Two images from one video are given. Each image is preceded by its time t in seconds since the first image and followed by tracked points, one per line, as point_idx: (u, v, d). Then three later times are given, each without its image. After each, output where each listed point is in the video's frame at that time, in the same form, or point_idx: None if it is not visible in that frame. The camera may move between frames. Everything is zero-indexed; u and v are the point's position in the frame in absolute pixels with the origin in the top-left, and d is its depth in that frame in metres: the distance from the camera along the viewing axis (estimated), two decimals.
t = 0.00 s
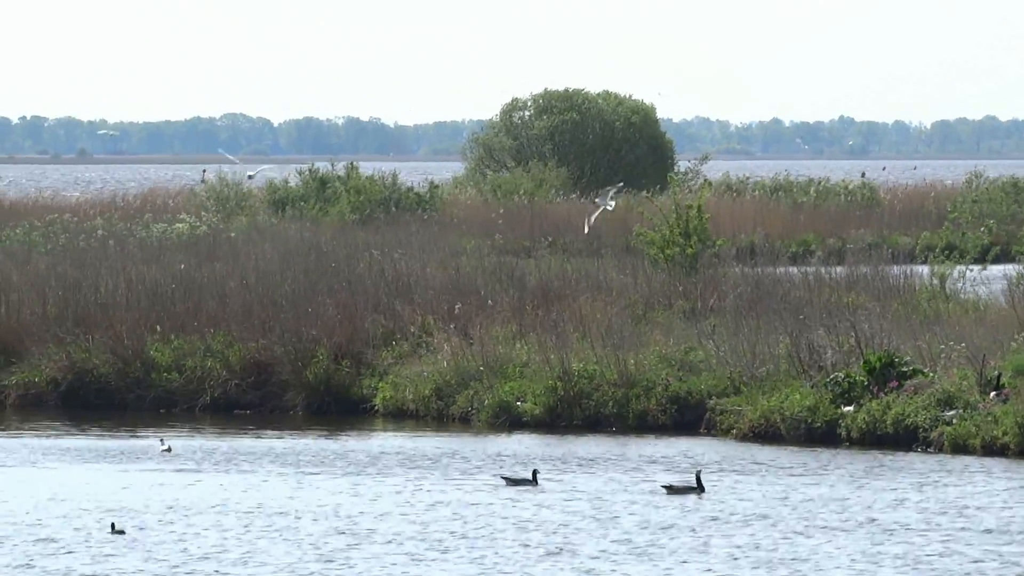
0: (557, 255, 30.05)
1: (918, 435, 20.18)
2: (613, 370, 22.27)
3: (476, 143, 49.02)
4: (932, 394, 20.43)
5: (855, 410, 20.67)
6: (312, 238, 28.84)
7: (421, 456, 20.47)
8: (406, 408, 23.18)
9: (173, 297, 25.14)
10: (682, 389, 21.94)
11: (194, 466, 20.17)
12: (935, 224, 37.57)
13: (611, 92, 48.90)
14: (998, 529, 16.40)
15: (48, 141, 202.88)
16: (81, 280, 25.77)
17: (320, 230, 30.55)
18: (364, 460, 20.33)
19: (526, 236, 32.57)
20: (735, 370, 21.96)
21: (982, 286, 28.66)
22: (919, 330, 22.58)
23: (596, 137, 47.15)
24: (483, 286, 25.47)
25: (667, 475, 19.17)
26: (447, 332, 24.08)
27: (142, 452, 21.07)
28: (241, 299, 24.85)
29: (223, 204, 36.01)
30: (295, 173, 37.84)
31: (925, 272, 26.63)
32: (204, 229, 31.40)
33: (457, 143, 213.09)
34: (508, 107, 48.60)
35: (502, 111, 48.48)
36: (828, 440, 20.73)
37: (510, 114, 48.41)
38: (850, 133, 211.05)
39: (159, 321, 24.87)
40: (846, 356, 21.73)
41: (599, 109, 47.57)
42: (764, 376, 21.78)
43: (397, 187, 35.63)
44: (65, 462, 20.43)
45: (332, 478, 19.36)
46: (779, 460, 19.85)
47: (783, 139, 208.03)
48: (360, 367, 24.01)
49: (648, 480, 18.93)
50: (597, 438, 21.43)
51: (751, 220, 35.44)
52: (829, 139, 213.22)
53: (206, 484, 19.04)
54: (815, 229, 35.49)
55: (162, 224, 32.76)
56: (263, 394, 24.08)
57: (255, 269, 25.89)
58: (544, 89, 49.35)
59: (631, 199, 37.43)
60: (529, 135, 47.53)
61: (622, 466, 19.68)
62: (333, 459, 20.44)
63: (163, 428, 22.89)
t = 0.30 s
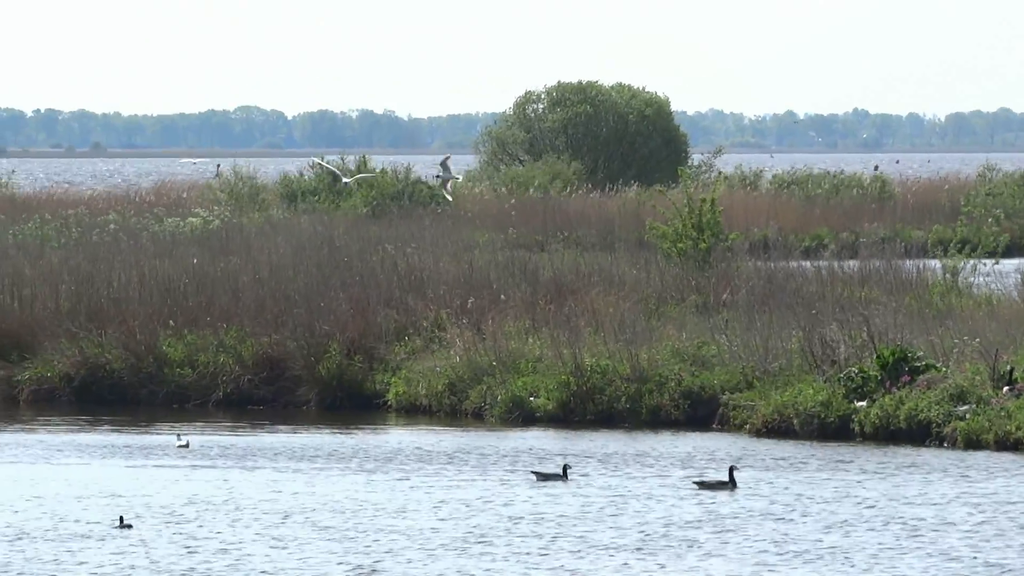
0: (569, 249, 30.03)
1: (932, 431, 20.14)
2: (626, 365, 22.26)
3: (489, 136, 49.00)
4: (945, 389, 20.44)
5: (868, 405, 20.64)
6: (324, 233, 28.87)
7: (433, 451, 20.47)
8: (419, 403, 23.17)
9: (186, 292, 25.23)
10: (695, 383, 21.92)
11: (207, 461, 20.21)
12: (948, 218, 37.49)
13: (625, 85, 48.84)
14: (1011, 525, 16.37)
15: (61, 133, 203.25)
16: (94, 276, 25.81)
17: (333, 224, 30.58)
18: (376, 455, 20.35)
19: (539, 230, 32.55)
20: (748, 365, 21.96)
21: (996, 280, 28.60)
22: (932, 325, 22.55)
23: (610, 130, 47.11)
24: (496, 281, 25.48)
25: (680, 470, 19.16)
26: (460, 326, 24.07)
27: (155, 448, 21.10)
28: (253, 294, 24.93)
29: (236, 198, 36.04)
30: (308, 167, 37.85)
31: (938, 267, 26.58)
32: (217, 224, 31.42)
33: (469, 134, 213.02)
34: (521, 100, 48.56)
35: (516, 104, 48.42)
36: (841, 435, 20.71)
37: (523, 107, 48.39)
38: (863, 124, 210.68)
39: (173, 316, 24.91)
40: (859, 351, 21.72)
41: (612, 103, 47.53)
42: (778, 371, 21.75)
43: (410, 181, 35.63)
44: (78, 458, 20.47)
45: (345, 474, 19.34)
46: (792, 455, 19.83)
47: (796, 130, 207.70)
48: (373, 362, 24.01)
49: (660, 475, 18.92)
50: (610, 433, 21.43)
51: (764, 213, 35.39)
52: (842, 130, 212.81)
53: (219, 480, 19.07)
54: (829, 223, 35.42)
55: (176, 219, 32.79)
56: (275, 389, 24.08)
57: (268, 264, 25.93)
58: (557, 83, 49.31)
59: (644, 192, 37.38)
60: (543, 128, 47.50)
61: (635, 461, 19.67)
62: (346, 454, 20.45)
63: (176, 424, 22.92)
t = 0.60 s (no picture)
0: (591, 244, 30.06)
1: (954, 426, 20.13)
2: (648, 360, 22.30)
3: (510, 131, 49.02)
4: (967, 384, 20.42)
5: (890, 400, 20.63)
6: (346, 229, 28.95)
7: (455, 448, 20.53)
8: (441, 399, 23.24)
9: (208, 289, 25.34)
10: (717, 379, 21.94)
11: (229, 458, 20.30)
12: (970, 212, 37.40)
13: (646, 79, 48.80)
14: None
15: (81, 128, 203.88)
16: (116, 272, 25.92)
17: (354, 220, 30.64)
18: (399, 452, 20.41)
19: (560, 225, 32.58)
20: (770, 361, 21.97)
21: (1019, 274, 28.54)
22: (954, 320, 22.52)
23: (631, 124, 47.09)
24: (518, 276, 25.53)
25: (701, 466, 19.19)
26: (482, 322, 24.12)
27: (178, 445, 21.20)
28: (275, 291, 25.02)
29: (258, 193, 36.15)
30: (329, 163, 37.95)
31: (960, 262, 26.53)
32: (238, 220, 31.51)
33: (488, 127, 213.05)
34: (542, 95, 48.57)
35: (537, 98, 48.43)
36: (863, 430, 20.70)
37: (545, 101, 48.40)
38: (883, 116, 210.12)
39: (195, 313, 25.03)
40: (881, 346, 21.73)
41: (633, 97, 47.50)
42: (800, 366, 21.77)
43: (431, 176, 35.69)
44: (101, 455, 20.58)
45: (368, 472, 19.38)
46: (813, 451, 19.85)
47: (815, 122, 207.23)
48: (395, 358, 24.07)
49: (682, 472, 18.95)
50: (632, 429, 21.47)
51: (785, 208, 35.36)
52: (861, 121, 212.28)
53: (242, 478, 19.16)
54: (850, 217, 35.37)
55: (197, 215, 32.90)
56: (298, 385, 24.15)
57: (290, 260, 26.04)
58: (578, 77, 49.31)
59: (666, 187, 37.39)
60: (564, 122, 47.51)
61: (656, 458, 19.70)
62: (368, 451, 20.52)
63: (198, 420, 23.03)
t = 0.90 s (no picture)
0: (611, 240, 30.09)
1: (973, 422, 20.12)
2: (667, 357, 22.32)
3: (530, 128, 49.06)
4: (986, 380, 20.41)
5: (909, 396, 20.64)
6: (366, 226, 29.02)
7: (474, 444, 20.57)
8: (460, 395, 23.30)
9: (227, 286, 25.41)
10: (736, 375, 21.95)
11: (248, 454, 20.37)
12: (990, 208, 37.33)
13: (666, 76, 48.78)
14: None
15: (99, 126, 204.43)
16: (135, 269, 26.02)
17: (374, 216, 30.72)
18: (417, 448, 20.46)
19: (580, 222, 32.61)
20: (789, 357, 21.99)
21: None
22: (973, 316, 22.50)
23: (651, 121, 47.07)
24: (537, 273, 25.56)
25: (719, 462, 19.21)
26: (501, 318, 24.16)
27: (196, 441, 21.28)
28: (294, 287, 25.08)
29: (278, 190, 36.25)
30: (349, 160, 38.03)
31: (981, 258, 26.49)
32: (257, 216, 31.60)
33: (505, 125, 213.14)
34: (563, 92, 48.61)
35: (557, 95, 48.44)
36: (882, 426, 20.72)
37: (565, 98, 48.41)
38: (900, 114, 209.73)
39: (214, 310, 25.11)
40: (900, 343, 21.74)
41: (653, 94, 47.49)
42: (819, 363, 21.78)
43: (451, 172, 35.74)
44: (121, 452, 20.67)
45: (388, 468, 19.43)
46: (832, 447, 19.86)
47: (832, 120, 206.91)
48: (414, 355, 24.15)
49: (700, 468, 18.98)
50: (651, 425, 21.50)
51: (805, 205, 35.35)
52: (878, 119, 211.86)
53: (261, 474, 19.22)
54: (870, 214, 35.34)
55: (216, 211, 33.00)
56: (317, 381, 24.20)
57: (310, 257, 26.12)
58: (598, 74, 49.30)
59: (685, 184, 37.39)
60: (584, 119, 47.52)
61: (674, 454, 19.73)
62: (387, 447, 20.57)
63: (217, 417, 23.10)
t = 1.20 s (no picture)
0: (633, 238, 30.10)
1: (994, 419, 20.09)
2: (688, 354, 22.34)
3: (552, 125, 49.08)
4: (1008, 376, 20.38)
5: (930, 393, 20.63)
6: (387, 223, 29.08)
7: (495, 442, 20.61)
8: (481, 392, 23.35)
9: (248, 282, 25.50)
10: (757, 372, 21.98)
11: (269, 452, 20.43)
12: (1012, 206, 37.24)
13: (687, 73, 48.75)
14: None
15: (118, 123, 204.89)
16: (156, 267, 26.13)
17: (396, 213, 30.78)
18: (438, 446, 20.50)
19: (602, 219, 32.63)
20: (810, 354, 22.00)
21: None
22: (995, 313, 22.46)
23: (672, 119, 47.05)
24: (559, 269, 25.60)
25: (740, 460, 19.21)
26: (522, 315, 24.20)
27: (217, 439, 21.34)
28: (315, 284, 25.15)
29: (300, 188, 36.34)
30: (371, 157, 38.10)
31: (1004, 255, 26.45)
32: (279, 214, 31.68)
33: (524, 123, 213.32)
34: (585, 89, 48.62)
35: (580, 92, 48.45)
36: (904, 424, 20.72)
37: (587, 95, 48.43)
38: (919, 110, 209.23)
39: (235, 307, 25.19)
40: (921, 340, 21.74)
41: (674, 91, 47.47)
42: (840, 360, 21.80)
43: (472, 169, 35.78)
44: (143, 450, 20.74)
45: (409, 465, 19.46)
46: (852, 444, 19.84)
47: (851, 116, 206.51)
48: (435, 352, 24.22)
49: (720, 465, 18.99)
50: (672, 422, 21.51)
51: (827, 202, 35.32)
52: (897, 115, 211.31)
53: (282, 471, 19.28)
54: (891, 211, 35.28)
55: (238, 209, 33.10)
56: (338, 378, 24.25)
57: (331, 254, 26.22)
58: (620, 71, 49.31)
59: (706, 181, 37.38)
60: (606, 117, 47.54)
61: (695, 451, 19.74)
62: (408, 445, 20.61)
63: (237, 414, 23.16)
